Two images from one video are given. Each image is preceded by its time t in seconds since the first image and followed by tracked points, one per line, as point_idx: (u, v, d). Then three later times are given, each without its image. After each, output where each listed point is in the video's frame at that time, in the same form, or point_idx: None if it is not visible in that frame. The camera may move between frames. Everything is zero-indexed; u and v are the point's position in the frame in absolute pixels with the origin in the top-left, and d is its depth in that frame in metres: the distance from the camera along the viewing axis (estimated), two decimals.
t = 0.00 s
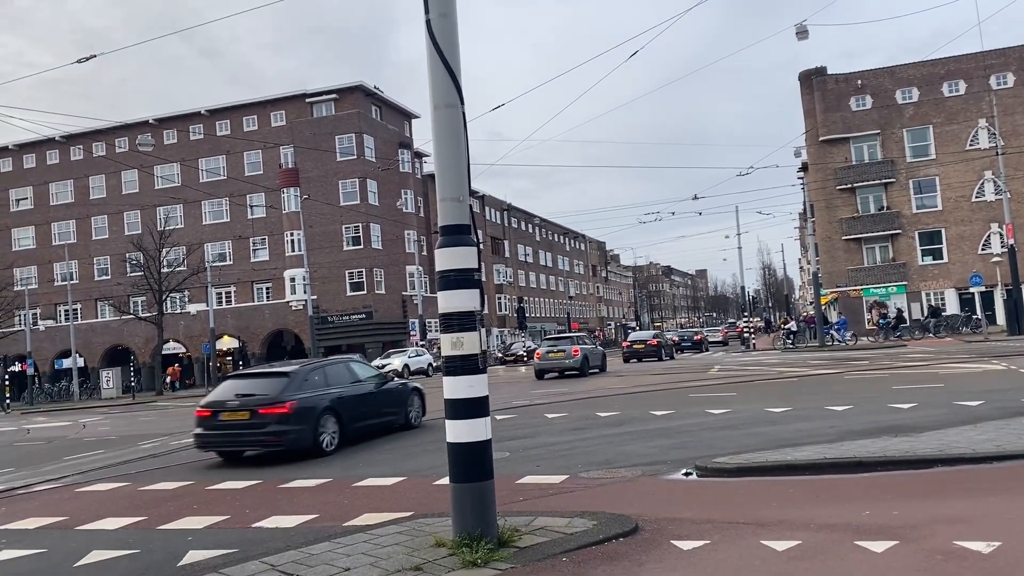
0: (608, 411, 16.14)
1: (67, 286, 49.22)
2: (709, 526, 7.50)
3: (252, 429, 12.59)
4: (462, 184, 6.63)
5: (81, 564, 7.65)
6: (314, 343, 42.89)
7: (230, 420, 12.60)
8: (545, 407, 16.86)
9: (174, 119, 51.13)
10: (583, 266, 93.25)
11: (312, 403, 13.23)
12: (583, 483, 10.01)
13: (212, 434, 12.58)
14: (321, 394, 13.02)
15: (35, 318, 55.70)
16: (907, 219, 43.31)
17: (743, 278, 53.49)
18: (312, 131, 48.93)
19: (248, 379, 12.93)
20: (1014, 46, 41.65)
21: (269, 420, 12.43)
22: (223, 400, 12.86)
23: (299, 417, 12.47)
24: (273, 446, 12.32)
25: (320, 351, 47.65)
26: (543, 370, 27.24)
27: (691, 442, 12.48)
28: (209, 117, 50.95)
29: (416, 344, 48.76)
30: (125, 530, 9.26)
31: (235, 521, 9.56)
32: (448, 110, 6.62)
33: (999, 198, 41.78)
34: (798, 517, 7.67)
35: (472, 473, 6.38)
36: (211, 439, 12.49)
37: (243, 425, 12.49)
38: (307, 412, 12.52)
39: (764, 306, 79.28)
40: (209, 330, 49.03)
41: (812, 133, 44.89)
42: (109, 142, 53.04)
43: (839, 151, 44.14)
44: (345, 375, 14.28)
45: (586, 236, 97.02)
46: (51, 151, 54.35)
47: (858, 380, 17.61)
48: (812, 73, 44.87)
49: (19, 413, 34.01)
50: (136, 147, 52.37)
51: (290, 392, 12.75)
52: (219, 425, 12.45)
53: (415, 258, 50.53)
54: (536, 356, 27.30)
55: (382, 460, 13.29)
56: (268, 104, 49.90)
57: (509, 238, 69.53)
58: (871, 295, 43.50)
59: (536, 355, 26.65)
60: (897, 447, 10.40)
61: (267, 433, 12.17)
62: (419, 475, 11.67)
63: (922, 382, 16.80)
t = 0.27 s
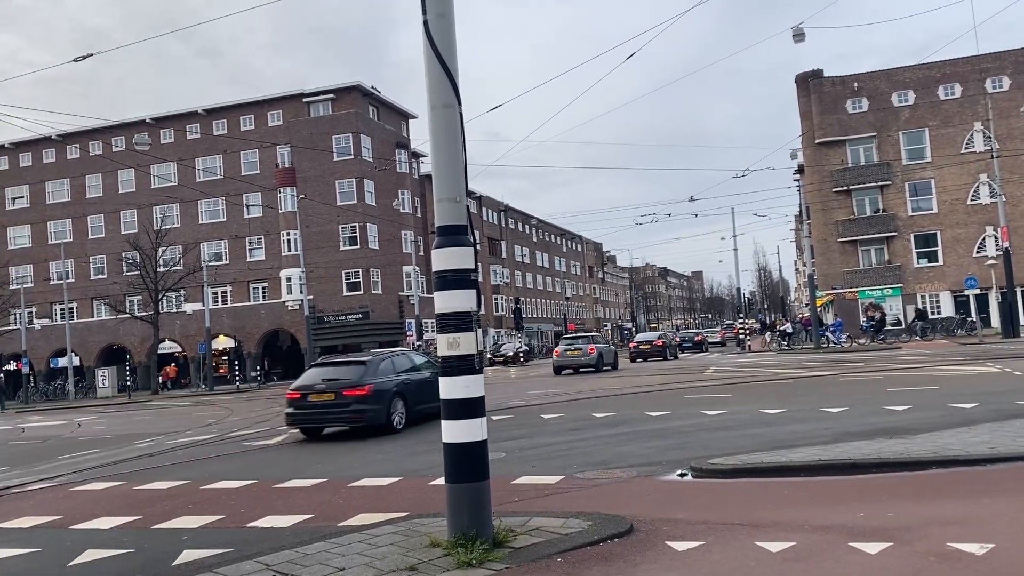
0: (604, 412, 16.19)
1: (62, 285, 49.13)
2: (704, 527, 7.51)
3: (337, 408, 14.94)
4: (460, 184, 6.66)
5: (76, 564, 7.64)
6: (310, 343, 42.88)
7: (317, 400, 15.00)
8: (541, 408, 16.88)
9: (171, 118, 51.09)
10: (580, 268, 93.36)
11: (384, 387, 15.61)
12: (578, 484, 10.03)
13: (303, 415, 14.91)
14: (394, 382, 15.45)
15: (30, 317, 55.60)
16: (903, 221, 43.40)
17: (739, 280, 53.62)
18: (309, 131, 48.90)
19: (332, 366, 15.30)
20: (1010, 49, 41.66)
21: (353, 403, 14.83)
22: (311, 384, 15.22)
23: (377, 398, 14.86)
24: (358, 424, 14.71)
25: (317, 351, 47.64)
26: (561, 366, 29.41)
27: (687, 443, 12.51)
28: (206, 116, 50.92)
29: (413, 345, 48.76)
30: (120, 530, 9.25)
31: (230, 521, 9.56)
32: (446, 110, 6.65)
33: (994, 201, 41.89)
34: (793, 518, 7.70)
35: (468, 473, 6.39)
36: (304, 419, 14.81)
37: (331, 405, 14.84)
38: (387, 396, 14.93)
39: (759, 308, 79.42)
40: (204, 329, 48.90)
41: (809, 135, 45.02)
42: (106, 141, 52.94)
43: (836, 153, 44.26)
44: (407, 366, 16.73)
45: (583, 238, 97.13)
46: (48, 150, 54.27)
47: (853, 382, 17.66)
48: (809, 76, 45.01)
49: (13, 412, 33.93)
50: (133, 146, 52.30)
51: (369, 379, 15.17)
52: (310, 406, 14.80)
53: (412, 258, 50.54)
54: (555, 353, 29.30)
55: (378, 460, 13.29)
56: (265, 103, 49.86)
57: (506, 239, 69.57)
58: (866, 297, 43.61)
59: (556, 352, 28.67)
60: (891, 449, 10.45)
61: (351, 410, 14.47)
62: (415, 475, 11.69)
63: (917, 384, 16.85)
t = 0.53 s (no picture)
0: (594, 414, 16.18)
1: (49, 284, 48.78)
2: (693, 530, 7.51)
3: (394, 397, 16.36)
4: (450, 186, 6.63)
5: (60, 565, 7.57)
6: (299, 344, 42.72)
7: (376, 390, 16.40)
8: (531, 410, 16.85)
9: (161, 117, 50.87)
10: (570, 270, 93.41)
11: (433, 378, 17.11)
12: (567, 486, 10.01)
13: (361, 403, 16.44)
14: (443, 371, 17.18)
15: (17, 316, 55.20)
16: (892, 226, 43.59)
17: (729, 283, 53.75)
18: (300, 132, 48.75)
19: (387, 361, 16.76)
20: (999, 56, 41.96)
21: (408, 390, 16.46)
22: (369, 376, 16.60)
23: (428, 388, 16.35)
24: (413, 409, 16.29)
25: (305, 352, 47.47)
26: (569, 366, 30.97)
27: (676, 446, 12.51)
28: (196, 116, 50.73)
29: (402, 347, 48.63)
30: (106, 531, 9.18)
31: (217, 522, 9.50)
32: (437, 112, 6.63)
33: (982, 207, 42.13)
34: (781, 521, 7.70)
35: (456, 476, 6.36)
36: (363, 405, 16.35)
37: (387, 395, 16.35)
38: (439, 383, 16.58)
39: (748, 311, 79.67)
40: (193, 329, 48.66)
41: (799, 140, 45.22)
42: (95, 140, 52.63)
43: (826, 158, 44.45)
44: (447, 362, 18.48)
45: (574, 241, 97.21)
46: (36, 148, 53.92)
47: (842, 386, 17.70)
48: (799, 81, 45.21)
49: None
50: (122, 145, 52.01)
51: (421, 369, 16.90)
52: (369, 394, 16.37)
53: (402, 260, 50.45)
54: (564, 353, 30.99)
55: (366, 462, 13.24)
56: (255, 103, 49.70)
57: (496, 241, 69.52)
58: (855, 301, 43.78)
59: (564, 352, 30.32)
60: (879, 453, 10.47)
61: (408, 397, 16.01)
62: (404, 477, 11.64)
63: (905, 389, 16.90)
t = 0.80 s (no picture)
0: (577, 418, 16.19)
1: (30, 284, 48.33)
2: (675, 534, 7.53)
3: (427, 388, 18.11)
4: (436, 189, 6.64)
5: (37, 567, 7.49)
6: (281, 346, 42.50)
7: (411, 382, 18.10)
8: (515, 414, 16.85)
9: (145, 117, 50.56)
10: (555, 275, 93.54)
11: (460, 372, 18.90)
12: (550, 490, 10.02)
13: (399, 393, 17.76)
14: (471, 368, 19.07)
15: None
16: (874, 233, 43.93)
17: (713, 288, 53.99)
18: (285, 133, 48.58)
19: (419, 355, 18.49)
20: (980, 66, 42.40)
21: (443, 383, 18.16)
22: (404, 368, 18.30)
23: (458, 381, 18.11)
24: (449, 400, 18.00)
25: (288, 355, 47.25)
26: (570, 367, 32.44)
27: (659, 450, 12.55)
28: (180, 116, 50.45)
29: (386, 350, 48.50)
30: (84, 533, 9.10)
31: (198, 525, 9.43)
32: (422, 115, 6.64)
33: (963, 215, 42.53)
34: (763, 526, 7.73)
35: (439, 479, 6.34)
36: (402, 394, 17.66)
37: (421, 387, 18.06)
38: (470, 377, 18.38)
39: (732, 317, 80.00)
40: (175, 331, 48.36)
41: (783, 147, 45.58)
42: (77, 139, 52.22)
43: (809, 165, 44.76)
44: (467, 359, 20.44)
45: (560, 245, 97.36)
46: (18, 147, 53.45)
47: (824, 392, 17.80)
48: (784, 88, 45.57)
49: None
50: (105, 145, 51.63)
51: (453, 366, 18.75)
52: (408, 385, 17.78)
53: (387, 262, 50.35)
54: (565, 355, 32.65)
55: (349, 464, 13.18)
56: (240, 104, 49.47)
57: (482, 245, 69.49)
58: (837, 308, 44.06)
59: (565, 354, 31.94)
60: (860, 458, 10.54)
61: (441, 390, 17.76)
62: (387, 480, 11.60)
63: (886, 395, 17.01)
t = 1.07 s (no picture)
0: (555, 424, 16.19)
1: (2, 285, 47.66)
2: (651, 540, 7.54)
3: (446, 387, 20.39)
4: (415, 193, 6.60)
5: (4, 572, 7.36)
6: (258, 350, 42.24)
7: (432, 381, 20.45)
8: (493, 420, 16.82)
9: (122, 118, 50.12)
10: (535, 280, 93.61)
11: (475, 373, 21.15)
12: (527, 496, 10.00)
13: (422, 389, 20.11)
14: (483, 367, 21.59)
15: None
16: (851, 243, 44.38)
17: (691, 296, 54.32)
18: (265, 135, 48.32)
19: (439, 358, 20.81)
20: (955, 79, 42.97)
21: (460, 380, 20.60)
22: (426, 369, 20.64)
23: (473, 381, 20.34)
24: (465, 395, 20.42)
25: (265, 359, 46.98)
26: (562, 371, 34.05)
27: (637, 456, 12.57)
28: (158, 116, 50.05)
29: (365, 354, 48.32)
30: (55, 538, 8.96)
31: (171, 529, 9.33)
32: (402, 118, 6.59)
33: (938, 225, 43.06)
34: (739, 533, 7.76)
35: (415, 485, 6.29)
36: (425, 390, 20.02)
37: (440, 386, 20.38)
38: (482, 376, 20.89)
39: (710, 324, 80.52)
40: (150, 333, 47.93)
41: (761, 156, 45.97)
42: (53, 138, 51.64)
43: (787, 174, 45.16)
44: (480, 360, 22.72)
45: (540, 251, 97.49)
46: None
47: (800, 399, 17.93)
48: (763, 98, 45.99)
49: None
50: (81, 145, 51.09)
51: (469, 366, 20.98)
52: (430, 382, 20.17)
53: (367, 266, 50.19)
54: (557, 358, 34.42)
55: (326, 469, 13.11)
56: (220, 105, 49.15)
57: (462, 250, 69.41)
58: (814, 316, 44.44)
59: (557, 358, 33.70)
60: (834, 465, 10.62)
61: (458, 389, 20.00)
62: (363, 486, 11.53)
63: (861, 403, 17.16)
